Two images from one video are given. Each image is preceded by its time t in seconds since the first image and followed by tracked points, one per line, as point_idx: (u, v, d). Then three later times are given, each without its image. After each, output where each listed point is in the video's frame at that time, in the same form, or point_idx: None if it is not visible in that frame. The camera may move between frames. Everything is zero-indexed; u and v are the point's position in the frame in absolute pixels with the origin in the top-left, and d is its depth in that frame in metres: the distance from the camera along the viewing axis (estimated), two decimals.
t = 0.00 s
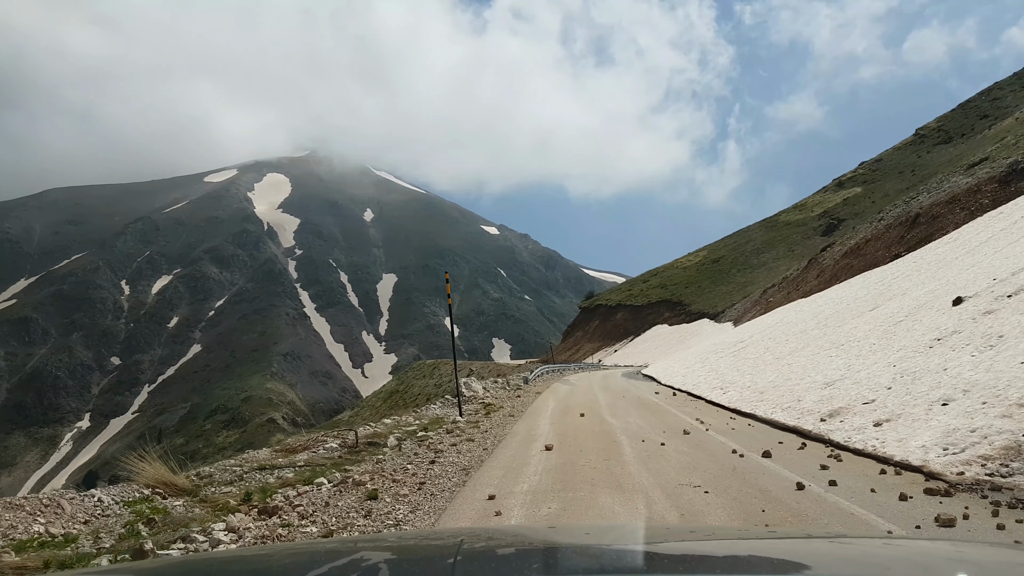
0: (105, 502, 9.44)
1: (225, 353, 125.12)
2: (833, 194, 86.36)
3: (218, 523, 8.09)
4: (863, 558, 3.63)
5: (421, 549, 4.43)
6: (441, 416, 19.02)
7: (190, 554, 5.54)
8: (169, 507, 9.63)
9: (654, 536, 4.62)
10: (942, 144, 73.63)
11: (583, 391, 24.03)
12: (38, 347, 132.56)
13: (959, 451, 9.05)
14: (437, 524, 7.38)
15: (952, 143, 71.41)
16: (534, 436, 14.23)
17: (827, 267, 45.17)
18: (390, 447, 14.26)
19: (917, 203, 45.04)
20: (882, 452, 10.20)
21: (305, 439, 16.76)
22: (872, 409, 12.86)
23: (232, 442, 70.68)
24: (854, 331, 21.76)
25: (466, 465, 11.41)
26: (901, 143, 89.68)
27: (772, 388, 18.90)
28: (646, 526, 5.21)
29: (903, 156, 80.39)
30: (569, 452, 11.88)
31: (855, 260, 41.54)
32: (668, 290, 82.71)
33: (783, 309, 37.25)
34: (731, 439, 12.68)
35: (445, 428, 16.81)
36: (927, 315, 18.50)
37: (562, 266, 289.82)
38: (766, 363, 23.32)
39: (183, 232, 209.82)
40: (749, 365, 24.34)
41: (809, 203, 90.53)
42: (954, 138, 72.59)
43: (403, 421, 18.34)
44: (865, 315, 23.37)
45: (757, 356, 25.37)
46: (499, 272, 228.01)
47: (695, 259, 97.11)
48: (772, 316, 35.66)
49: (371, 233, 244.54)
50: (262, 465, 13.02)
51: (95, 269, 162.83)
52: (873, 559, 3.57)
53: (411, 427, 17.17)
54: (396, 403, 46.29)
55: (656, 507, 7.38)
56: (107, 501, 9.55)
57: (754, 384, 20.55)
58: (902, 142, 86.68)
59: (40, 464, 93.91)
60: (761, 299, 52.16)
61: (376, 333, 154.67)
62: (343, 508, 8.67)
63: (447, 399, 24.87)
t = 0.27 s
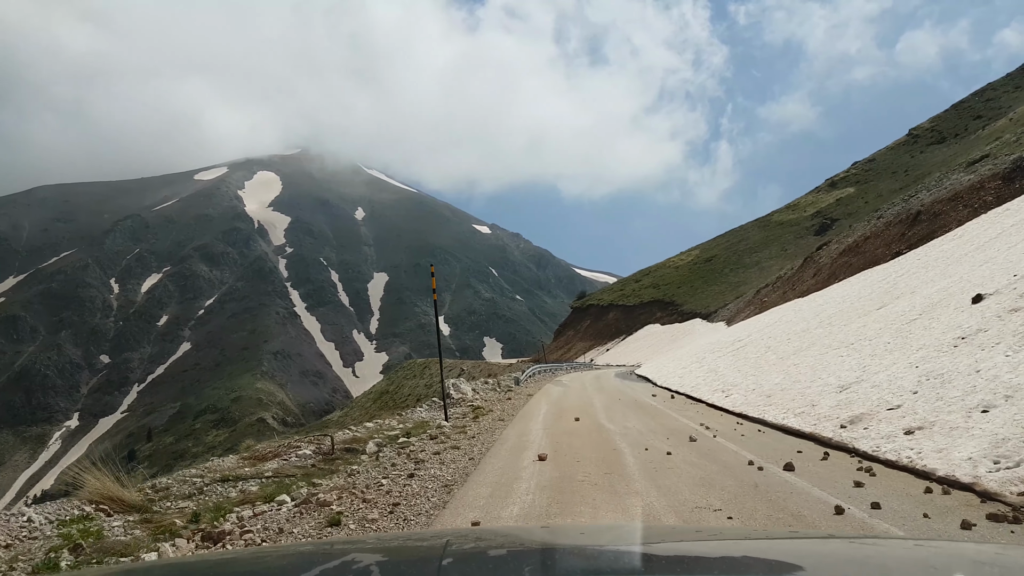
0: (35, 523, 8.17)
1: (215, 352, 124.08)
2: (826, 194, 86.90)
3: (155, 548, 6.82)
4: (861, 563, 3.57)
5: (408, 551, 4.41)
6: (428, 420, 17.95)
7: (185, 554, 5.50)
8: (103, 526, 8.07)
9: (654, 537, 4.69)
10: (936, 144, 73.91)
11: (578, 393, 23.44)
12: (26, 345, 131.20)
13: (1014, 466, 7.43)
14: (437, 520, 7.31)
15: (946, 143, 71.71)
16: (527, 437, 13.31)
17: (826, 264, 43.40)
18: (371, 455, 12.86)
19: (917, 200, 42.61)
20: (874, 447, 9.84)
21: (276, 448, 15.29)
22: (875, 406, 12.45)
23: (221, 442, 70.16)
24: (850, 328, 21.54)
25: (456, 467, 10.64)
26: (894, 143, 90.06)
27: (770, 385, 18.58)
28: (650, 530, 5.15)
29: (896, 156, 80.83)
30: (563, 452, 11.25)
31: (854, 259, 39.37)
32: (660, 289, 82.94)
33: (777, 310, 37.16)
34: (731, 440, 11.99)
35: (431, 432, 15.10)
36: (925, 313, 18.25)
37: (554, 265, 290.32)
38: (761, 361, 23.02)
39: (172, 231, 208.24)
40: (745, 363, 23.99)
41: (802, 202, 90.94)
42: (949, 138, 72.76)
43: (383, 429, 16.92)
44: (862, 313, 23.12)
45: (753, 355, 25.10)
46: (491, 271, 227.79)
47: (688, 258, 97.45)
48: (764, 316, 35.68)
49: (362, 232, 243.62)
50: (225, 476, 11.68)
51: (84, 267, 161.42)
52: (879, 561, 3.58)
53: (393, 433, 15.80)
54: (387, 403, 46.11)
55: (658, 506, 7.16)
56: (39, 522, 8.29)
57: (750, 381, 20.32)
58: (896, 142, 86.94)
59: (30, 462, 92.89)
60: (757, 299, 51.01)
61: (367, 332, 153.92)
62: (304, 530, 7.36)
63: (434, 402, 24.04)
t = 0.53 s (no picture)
0: None
1: (208, 352, 123.26)
2: (823, 194, 87.15)
3: None
4: (861, 562, 3.58)
5: (402, 550, 4.40)
6: (418, 423, 16.72)
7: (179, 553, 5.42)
8: (22, 556, 6.63)
9: (657, 536, 4.68)
10: (934, 144, 74.11)
11: (575, 394, 22.88)
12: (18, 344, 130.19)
13: None
14: (436, 520, 7.13)
15: (944, 143, 71.89)
16: (521, 440, 12.62)
17: (830, 263, 43.14)
18: (352, 464, 11.34)
19: (922, 197, 42.22)
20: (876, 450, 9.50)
21: (246, 454, 13.66)
22: (879, 406, 12.03)
23: (215, 441, 69.82)
24: (849, 325, 21.42)
25: (450, 470, 10.08)
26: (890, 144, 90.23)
27: (769, 383, 18.26)
28: (653, 529, 5.09)
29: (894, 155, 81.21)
30: (562, 456, 10.66)
31: (859, 258, 39.12)
32: (656, 290, 83.15)
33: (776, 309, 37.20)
34: (739, 445, 11.22)
35: (416, 439, 13.38)
36: (926, 308, 18.11)
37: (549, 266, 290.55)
38: (759, 359, 22.79)
39: (166, 230, 207.34)
40: (743, 361, 23.67)
41: (798, 203, 91.12)
42: (946, 137, 73.08)
43: (366, 433, 15.42)
44: (861, 309, 23.00)
45: (750, 353, 24.91)
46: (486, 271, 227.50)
47: (684, 258, 97.47)
48: (761, 316, 35.70)
49: (357, 232, 243.00)
50: (183, 488, 10.20)
51: (77, 266, 160.48)
52: (880, 562, 3.59)
53: (379, 437, 14.37)
54: (381, 403, 46.01)
55: (662, 508, 7.00)
56: None
57: (748, 378, 20.12)
58: (893, 141, 87.21)
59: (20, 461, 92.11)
60: (759, 297, 50.81)
61: (361, 333, 153.30)
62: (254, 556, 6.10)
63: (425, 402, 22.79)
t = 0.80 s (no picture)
0: None
1: (202, 352, 122.55)
2: (818, 191, 87.66)
3: None
4: (858, 559, 3.59)
5: (393, 552, 4.37)
6: (406, 427, 15.99)
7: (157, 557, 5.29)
8: None
9: (656, 537, 4.71)
10: (930, 139, 74.44)
11: (572, 393, 22.49)
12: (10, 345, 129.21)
13: None
14: (434, 521, 7.04)
15: (940, 138, 72.21)
16: (514, 443, 12.17)
17: (831, 258, 42.51)
18: (323, 479, 10.31)
19: (924, 190, 41.56)
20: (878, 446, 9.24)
21: (209, 466, 12.71)
22: (899, 403, 11.18)
23: (209, 442, 69.54)
24: (852, 319, 20.93)
25: (443, 473, 9.71)
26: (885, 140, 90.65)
27: (773, 381, 17.41)
28: (653, 530, 5.05)
29: (889, 151, 81.69)
30: (559, 458, 10.25)
31: (861, 253, 38.55)
32: (651, 288, 83.30)
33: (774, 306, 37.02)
34: (744, 446, 10.68)
35: (397, 448, 12.37)
36: (931, 301, 17.78)
37: (543, 265, 290.92)
38: (760, 355, 22.10)
39: (159, 231, 206.18)
40: (744, 358, 22.94)
41: (793, 200, 91.58)
42: (942, 133, 73.44)
43: (347, 440, 14.55)
44: (861, 303, 22.70)
45: (750, 349, 24.29)
46: (480, 270, 227.35)
47: (679, 256, 97.75)
48: (757, 314, 35.64)
49: (351, 231, 242.23)
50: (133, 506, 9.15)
51: (70, 267, 159.44)
52: (880, 561, 3.59)
53: (359, 445, 13.52)
54: (374, 404, 45.84)
55: (660, 507, 6.90)
56: None
57: (749, 375, 19.48)
58: (887, 137, 87.71)
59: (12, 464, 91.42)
60: (759, 294, 50.27)
61: (355, 332, 152.82)
62: None
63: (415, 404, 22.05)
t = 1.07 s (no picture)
0: None
1: (195, 350, 122.01)
2: (814, 190, 88.12)
3: None
4: (852, 558, 3.64)
5: (388, 552, 4.38)
6: (392, 432, 15.38)
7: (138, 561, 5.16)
8: None
9: (655, 536, 4.78)
10: (926, 138, 75.04)
11: (569, 394, 22.19)
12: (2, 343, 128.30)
13: None
14: (432, 523, 6.95)
15: (937, 137, 72.72)
16: (506, 447, 11.83)
17: (834, 255, 41.68)
18: (286, 498, 9.40)
19: (928, 186, 40.86)
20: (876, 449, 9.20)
21: (163, 476, 11.74)
22: (936, 410, 10.02)
23: (202, 440, 69.20)
24: (861, 318, 20.31)
25: (437, 479, 9.44)
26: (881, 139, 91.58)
27: (788, 385, 16.29)
28: (652, 529, 5.08)
29: (885, 151, 82.25)
30: (557, 474, 9.33)
31: (864, 250, 37.68)
32: (646, 287, 83.40)
33: (773, 304, 36.77)
34: (764, 458, 9.67)
35: (376, 460, 11.39)
36: (943, 298, 17.32)
37: (538, 263, 291.23)
38: (768, 356, 21.21)
39: (151, 228, 204.96)
40: (750, 360, 22.02)
41: (789, 199, 92.10)
42: (939, 132, 73.80)
43: (325, 447, 13.78)
44: (867, 302, 22.30)
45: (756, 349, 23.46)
46: (475, 268, 227.16)
47: (675, 254, 98.07)
48: (756, 314, 35.51)
49: (345, 229, 241.56)
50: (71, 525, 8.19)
51: (62, 264, 158.41)
52: (878, 558, 3.63)
53: (335, 453, 12.73)
54: (368, 402, 45.75)
55: (660, 510, 6.85)
56: None
57: (757, 376, 18.64)
58: (883, 137, 88.44)
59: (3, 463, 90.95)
60: (758, 293, 49.48)
61: (349, 331, 152.44)
62: None
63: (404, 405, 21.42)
